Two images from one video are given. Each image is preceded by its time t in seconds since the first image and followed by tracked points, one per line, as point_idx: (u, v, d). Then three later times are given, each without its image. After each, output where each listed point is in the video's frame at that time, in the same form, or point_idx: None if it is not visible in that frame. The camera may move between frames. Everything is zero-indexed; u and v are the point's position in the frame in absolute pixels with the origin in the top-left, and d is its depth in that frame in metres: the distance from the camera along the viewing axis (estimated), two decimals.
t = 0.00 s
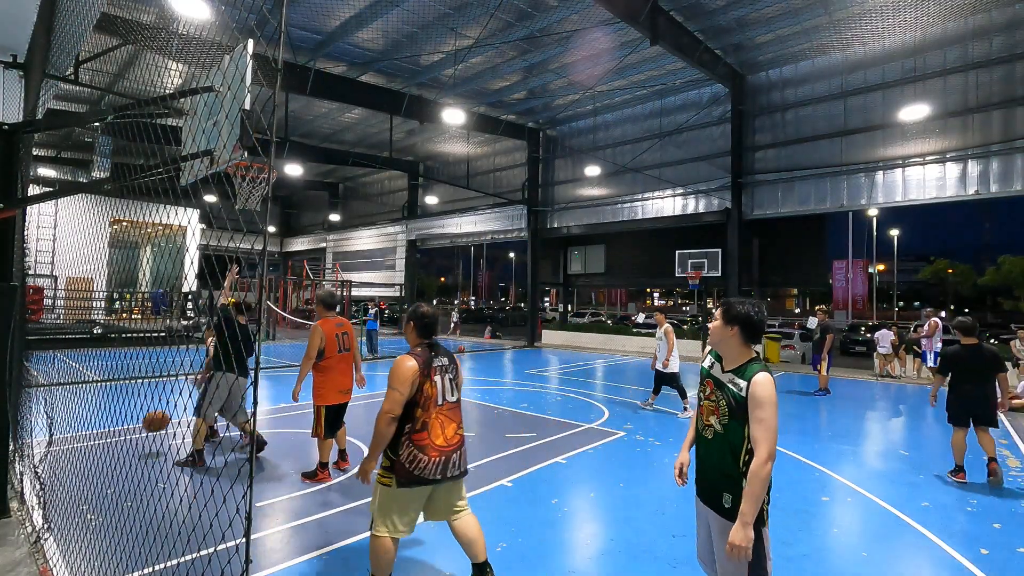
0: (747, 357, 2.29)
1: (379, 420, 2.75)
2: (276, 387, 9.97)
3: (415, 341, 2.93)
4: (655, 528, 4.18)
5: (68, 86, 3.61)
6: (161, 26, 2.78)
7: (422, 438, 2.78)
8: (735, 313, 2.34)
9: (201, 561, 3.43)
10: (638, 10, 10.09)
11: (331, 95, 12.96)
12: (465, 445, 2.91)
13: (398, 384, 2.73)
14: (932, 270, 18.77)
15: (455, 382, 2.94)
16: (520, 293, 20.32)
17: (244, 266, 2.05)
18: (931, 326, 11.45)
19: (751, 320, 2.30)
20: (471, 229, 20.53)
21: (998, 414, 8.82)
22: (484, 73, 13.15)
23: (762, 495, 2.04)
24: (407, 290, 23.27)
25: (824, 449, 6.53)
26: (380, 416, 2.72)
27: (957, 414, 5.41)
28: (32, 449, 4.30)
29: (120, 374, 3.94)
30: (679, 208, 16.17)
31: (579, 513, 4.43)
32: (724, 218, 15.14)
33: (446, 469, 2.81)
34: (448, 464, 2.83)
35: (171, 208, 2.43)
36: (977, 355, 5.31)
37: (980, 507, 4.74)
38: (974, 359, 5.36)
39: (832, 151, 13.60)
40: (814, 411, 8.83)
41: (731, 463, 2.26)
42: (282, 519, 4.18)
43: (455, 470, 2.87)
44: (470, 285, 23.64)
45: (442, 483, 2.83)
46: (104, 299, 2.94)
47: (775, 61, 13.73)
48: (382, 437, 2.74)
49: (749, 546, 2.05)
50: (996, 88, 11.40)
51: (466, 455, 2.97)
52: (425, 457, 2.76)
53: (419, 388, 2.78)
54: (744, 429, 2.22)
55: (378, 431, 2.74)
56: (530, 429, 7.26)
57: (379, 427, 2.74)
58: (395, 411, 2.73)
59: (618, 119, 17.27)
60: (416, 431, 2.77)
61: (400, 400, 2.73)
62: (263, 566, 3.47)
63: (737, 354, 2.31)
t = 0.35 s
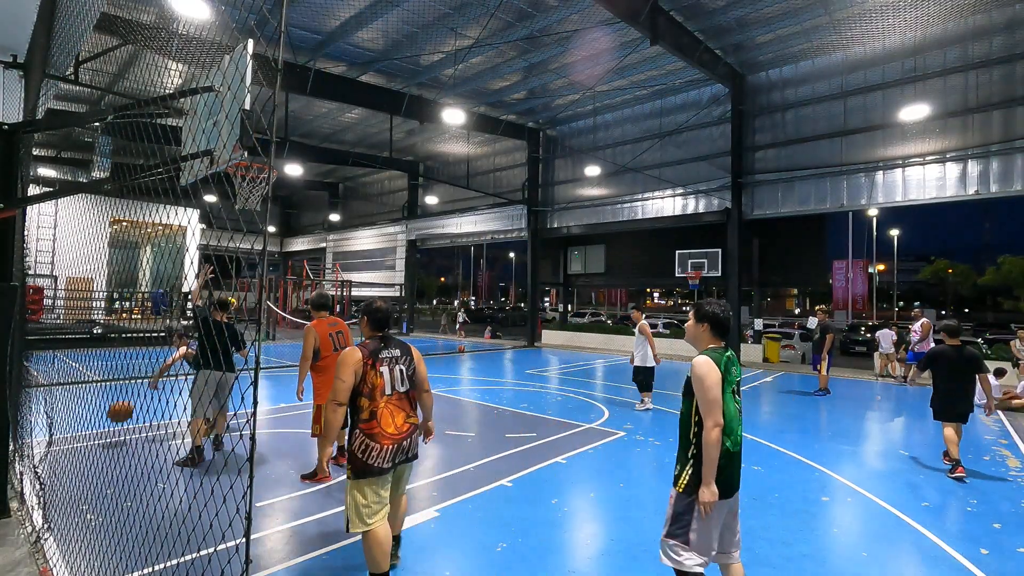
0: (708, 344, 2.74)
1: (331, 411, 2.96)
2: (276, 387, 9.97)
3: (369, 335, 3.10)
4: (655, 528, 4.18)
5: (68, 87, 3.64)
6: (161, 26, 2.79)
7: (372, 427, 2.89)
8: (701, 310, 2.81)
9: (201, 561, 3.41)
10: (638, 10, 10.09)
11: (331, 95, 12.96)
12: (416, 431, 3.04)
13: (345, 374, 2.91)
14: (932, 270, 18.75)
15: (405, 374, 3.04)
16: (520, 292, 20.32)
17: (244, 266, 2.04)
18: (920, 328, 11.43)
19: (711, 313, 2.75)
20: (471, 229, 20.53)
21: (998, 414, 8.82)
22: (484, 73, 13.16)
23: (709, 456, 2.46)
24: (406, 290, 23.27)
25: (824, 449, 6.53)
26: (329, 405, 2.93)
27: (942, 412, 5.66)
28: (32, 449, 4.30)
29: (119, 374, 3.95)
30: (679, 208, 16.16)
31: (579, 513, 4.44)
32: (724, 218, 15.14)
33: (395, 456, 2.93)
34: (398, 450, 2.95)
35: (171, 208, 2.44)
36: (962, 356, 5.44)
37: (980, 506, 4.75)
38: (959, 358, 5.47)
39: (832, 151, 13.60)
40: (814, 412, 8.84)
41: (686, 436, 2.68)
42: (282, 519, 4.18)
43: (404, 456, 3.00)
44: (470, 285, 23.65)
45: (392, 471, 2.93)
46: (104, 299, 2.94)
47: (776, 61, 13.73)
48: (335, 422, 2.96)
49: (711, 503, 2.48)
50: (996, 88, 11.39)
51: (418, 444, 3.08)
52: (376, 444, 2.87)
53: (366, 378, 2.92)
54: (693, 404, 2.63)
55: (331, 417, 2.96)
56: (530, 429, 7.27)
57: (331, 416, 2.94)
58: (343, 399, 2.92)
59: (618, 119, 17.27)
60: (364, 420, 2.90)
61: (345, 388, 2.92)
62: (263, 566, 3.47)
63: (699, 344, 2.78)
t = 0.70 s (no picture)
0: (660, 344, 3.05)
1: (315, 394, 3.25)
2: (276, 387, 9.97)
3: (357, 328, 3.43)
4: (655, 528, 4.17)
5: (69, 86, 3.64)
6: (161, 26, 2.80)
7: (350, 415, 3.27)
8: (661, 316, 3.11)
9: (201, 561, 3.41)
10: (638, 10, 10.09)
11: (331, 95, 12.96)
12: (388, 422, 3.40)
13: (331, 363, 3.23)
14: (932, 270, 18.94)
15: (385, 369, 3.40)
16: (520, 292, 20.32)
17: (244, 266, 2.04)
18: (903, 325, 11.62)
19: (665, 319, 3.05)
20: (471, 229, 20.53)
21: (998, 415, 8.81)
22: (484, 74, 13.15)
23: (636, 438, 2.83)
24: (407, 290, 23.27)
25: (824, 449, 6.52)
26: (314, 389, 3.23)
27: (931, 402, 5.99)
28: (33, 449, 4.30)
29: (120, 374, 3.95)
30: (679, 208, 16.16)
31: (579, 513, 4.43)
32: (724, 218, 15.14)
33: (368, 441, 3.30)
34: (370, 437, 3.32)
35: (171, 208, 2.44)
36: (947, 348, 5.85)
37: (980, 507, 4.74)
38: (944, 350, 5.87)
39: (832, 151, 13.60)
40: (814, 411, 8.84)
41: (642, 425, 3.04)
42: (282, 519, 4.17)
43: (376, 443, 3.36)
44: (470, 285, 23.67)
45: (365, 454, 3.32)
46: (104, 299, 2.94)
47: (775, 61, 13.73)
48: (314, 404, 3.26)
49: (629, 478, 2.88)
50: (996, 88, 11.39)
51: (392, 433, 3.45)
52: (351, 430, 3.26)
53: (351, 369, 3.28)
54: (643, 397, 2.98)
55: (312, 400, 3.26)
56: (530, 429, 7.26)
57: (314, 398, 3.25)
58: (328, 385, 3.24)
59: (618, 119, 17.27)
60: (344, 406, 3.27)
61: (331, 375, 3.24)
62: (263, 566, 3.47)
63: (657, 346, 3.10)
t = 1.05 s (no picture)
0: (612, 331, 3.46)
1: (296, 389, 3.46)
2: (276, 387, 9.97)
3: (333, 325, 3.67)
4: (656, 529, 4.17)
5: (69, 86, 3.64)
6: (161, 26, 2.80)
7: (326, 408, 3.54)
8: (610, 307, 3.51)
9: (201, 562, 3.40)
10: (638, 9, 10.09)
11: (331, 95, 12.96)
12: (362, 415, 3.65)
13: (308, 360, 3.46)
14: (931, 271, 18.76)
15: (358, 364, 3.66)
16: (520, 292, 20.33)
17: (244, 266, 2.05)
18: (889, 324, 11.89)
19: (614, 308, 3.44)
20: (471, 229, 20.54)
21: (998, 415, 8.80)
22: (484, 74, 13.16)
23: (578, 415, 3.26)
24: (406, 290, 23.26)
25: (824, 449, 6.52)
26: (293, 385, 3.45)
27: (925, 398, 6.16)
28: (33, 449, 4.31)
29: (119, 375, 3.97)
30: (679, 208, 16.15)
31: (579, 513, 4.44)
32: (724, 218, 15.14)
33: (342, 432, 3.56)
34: (344, 428, 3.57)
35: (171, 208, 2.44)
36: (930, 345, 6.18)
37: (980, 507, 4.74)
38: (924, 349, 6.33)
39: (832, 151, 13.59)
40: (814, 411, 8.84)
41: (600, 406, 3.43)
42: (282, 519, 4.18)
43: (351, 435, 3.61)
44: (470, 285, 23.68)
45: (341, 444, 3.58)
46: (104, 299, 2.98)
47: (775, 61, 13.73)
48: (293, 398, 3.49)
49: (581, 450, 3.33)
50: (996, 88, 11.39)
51: (366, 424, 3.70)
52: (326, 422, 3.53)
53: (325, 365, 3.53)
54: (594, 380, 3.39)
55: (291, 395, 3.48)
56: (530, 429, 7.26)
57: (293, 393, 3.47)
58: (308, 381, 3.45)
59: (618, 119, 17.26)
60: (319, 399, 3.54)
61: (309, 371, 3.46)
62: (263, 566, 3.46)
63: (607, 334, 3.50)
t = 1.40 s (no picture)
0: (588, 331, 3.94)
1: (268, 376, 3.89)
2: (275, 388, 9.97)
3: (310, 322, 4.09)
4: (656, 528, 4.17)
5: (68, 86, 3.63)
6: (160, 26, 2.80)
7: (296, 394, 3.86)
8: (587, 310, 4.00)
9: (201, 562, 3.40)
10: (638, 9, 10.08)
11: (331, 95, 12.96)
12: (332, 401, 3.94)
13: (279, 350, 3.89)
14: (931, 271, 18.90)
15: (328, 355, 3.96)
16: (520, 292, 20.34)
17: (244, 266, 2.05)
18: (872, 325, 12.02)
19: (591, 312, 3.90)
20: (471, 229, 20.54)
21: (998, 415, 8.81)
22: (484, 74, 13.16)
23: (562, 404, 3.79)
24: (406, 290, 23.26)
25: (824, 449, 6.52)
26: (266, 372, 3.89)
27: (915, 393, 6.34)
28: (33, 449, 4.30)
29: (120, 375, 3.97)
30: (679, 208, 16.14)
31: (579, 513, 4.44)
32: (724, 218, 15.14)
33: (312, 416, 3.85)
34: (315, 413, 3.86)
35: (171, 208, 2.43)
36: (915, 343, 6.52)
37: (980, 507, 4.74)
38: (912, 347, 6.65)
39: (833, 151, 13.59)
40: (814, 411, 8.84)
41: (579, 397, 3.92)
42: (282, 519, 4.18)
43: (321, 419, 3.89)
44: (470, 285, 23.68)
45: (311, 427, 3.85)
46: (104, 299, 2.98)
47: (775, 61, 13.73)
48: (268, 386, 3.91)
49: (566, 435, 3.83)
50: (996, 88, 11.39)
51: (337, 410, 3.98)
52: (296, 406, 3.82)
53: (295, 355, 3.91)
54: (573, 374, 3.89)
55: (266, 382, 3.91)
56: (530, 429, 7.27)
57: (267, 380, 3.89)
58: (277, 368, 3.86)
59: (618, 119, 17.27)
60: (291, 387, 3.89)
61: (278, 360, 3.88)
62: (263, 566, 3.47)
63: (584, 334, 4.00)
